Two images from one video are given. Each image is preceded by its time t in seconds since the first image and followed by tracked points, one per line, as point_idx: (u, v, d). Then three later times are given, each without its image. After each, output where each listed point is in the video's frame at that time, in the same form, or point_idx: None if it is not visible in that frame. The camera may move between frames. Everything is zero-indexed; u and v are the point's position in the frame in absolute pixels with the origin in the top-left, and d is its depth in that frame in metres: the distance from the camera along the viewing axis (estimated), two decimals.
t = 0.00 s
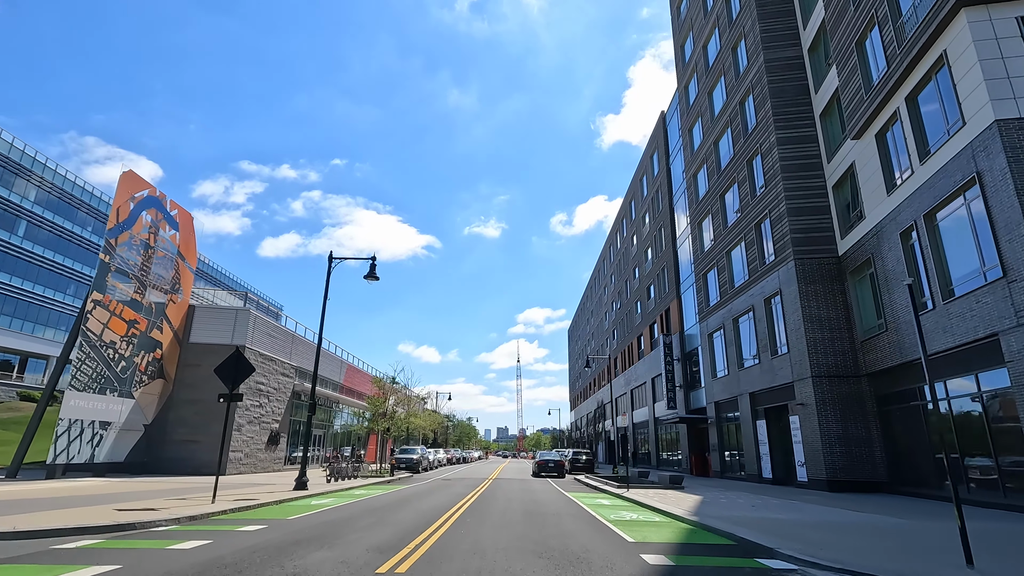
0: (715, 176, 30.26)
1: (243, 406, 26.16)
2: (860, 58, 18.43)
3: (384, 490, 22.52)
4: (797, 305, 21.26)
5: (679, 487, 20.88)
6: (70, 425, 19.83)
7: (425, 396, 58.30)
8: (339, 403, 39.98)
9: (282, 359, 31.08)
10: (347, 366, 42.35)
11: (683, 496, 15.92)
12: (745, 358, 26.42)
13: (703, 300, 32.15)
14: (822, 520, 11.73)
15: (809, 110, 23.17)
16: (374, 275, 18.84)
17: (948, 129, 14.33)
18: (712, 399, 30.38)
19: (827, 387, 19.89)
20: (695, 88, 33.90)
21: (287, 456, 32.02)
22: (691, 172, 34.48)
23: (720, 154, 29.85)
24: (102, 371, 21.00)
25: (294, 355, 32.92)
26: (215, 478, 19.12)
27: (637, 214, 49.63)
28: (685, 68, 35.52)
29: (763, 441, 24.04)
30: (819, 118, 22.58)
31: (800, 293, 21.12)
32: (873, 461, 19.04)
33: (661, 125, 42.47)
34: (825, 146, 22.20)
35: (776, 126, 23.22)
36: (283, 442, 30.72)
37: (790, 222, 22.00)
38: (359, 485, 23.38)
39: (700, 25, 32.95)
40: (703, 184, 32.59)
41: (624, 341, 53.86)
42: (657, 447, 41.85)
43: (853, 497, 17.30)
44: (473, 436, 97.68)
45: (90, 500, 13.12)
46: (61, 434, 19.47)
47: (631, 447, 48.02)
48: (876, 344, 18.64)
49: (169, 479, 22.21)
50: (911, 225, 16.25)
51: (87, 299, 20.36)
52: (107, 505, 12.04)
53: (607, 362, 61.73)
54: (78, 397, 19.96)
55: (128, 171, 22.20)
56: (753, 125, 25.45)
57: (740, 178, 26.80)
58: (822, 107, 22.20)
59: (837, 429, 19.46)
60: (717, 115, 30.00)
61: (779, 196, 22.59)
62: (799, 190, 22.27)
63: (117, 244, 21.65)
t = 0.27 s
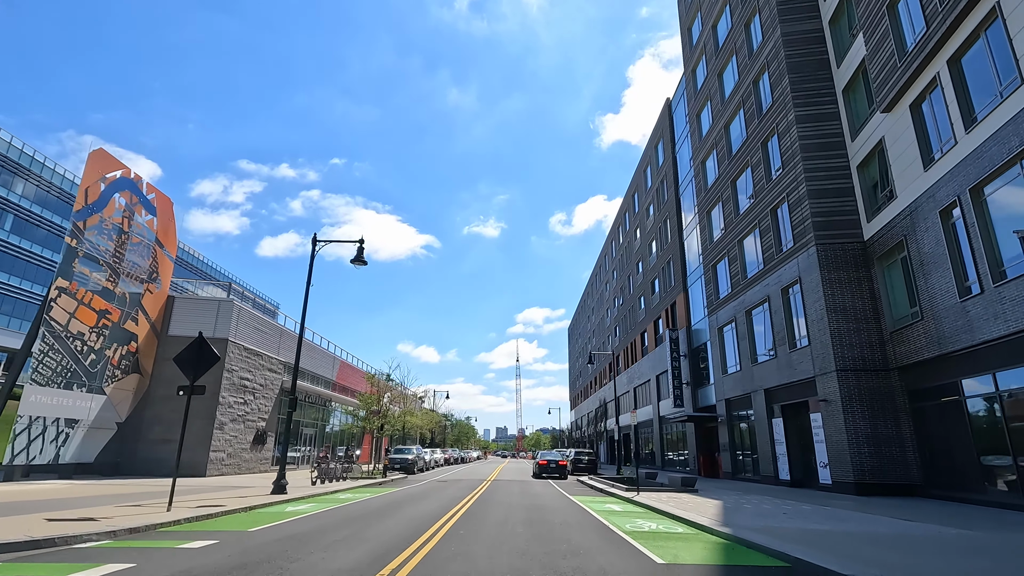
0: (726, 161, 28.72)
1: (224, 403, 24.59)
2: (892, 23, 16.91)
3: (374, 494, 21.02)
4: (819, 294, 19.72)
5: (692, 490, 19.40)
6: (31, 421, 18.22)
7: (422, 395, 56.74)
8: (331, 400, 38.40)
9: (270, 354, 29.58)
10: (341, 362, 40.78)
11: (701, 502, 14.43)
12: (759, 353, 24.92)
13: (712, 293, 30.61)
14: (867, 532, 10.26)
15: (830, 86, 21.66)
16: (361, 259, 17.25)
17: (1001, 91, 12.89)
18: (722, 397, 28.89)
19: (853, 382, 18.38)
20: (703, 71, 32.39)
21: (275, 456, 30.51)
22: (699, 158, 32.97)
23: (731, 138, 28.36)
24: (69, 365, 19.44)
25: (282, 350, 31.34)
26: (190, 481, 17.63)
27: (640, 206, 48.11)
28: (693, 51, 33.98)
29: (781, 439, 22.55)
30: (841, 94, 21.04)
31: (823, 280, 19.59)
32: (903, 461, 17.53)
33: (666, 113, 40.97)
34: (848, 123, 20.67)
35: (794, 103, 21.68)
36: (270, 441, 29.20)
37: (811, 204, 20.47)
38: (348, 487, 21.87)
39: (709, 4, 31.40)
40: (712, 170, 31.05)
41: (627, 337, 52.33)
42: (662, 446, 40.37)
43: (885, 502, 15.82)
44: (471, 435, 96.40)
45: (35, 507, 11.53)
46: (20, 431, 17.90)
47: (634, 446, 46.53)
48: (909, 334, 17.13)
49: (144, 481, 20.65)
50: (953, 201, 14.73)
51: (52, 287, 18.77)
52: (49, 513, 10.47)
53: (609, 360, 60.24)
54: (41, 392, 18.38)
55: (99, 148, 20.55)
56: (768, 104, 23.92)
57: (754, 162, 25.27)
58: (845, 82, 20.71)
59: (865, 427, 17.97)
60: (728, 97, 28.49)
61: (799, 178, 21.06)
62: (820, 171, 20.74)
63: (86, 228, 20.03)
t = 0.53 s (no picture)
0: (738, 144, 27.18)
1: (204, 399, 23.04)
2: None
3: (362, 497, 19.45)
4: (845, 280, 18.18)
5: (708, 493, 17.85)
6: None
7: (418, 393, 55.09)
8: (323, 397, 36.78)
9: (255, 348, 27.99)
10: (333, 358, 39.14)
11: (723, 507, 12.88)
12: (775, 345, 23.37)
13: (722, 284, 29.09)
14: (932, 547, 8.71)
15: (854, 58, 20.13)
16: (347, 240, 15.62)
17: None
18: (733, 393, 27.34)
19: (884, 375, 16.85)
20: (713, 51, 30.82)
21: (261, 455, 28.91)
22: (708, 144, 31.41)
23: (744, 119, 26.83)
24: (29, 356, 17.86)
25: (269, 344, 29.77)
26: (159, 484, 16.08)
27: (644, 198, 46.56)
28: (701, 31, 32.42)
29: (801, 438, 21.04)
30: (867, 65, 19.49)
31: (849, 265, 18.05)
32: (941, 461, 16.01)
33: (672, 99, 39.40)
34: (875, 96, 19.15)
35: (816, 76, 20.13)
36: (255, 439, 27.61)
37: (835, 184, 18.93)
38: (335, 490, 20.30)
39: None
40: (722, 155, 29.51)
41: (629, 334, 50.76)
42: (667, 446, 38.83)
43: (926, 507, 14.28)
44: (468, 435, 94.74)
45: None
46: None
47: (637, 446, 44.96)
48: (948, 322, 15.60)
49: (112, 484, 19.06)
50: (1005, 171, 13.21)
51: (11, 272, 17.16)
52: None
53: (610, 357, 58.68)
54: None
55: (61, 121, 18.58)
56: (786, 80, 22.40)
57: (770, 142, 23.72)
58: (872, 51, 19.17)
59: (897, 424, 16.45)
60: (741, 77, 26.94)
61: (822, 156, 19.53)
62: (845, 148, 19.20)
63: (49, 209, 18.38)
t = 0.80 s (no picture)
0: (752, 124, 25.59)
1: (181, 392, 21.47)
2: None
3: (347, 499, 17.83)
4: (877, 263, 16.61)
5: (726, 496, 16.18)
6: None
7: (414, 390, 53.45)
8: (314, 393, 35.05)
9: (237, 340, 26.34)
10: (324, 352, 37.50)
11: (752, 515, 11.29)
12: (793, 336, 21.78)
13: (733, 274, 27.50)
14: None
15: (884, 24, 18.55)
16: (327, 214, 13.96)
17: None
18: (746, 388, 25.69)
19: (922, 367, 15.28)
20: (725, 28, 29.21)
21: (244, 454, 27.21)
22: (718, 126, 29.81)
23: (759, 98, 25.25)
24: None
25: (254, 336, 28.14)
26: (119, 486, 14.49)
27: (648, 188, 44.96)
28: (711, 9, 30.81)
29: (823, 435, 19.50)
30: (899, 30, 17.92)
31: (881, 246, 16.49)
32: (986, 460, 14.48)
33: (679, 84, 37.80)
34: (908, 64, 17.58)
35: (843, 44, 18.55)
36: (237, 436, 25.94)
37: (864, 159, 17.36)
38: (317, 491, 18.67)
39: None
40: (734, 138, 27.94)
41: (633, 329, 49.17)
42: (673, 445, 37.28)
43: (978, 512, 12.65)
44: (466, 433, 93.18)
45: None
46: None
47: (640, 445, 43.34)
48: (996, 307, 14.04)
49: (74, 484, 17.44)
50: None
51: None
52: None
53: (612, 354, 57.11)
54: None
55: (18, 87, 17.09)
56: (807, 51, 20.83)
57: (789, 119, 22.13)
58: (905, 15, 17.59)
59: (938, 420, 14.88)
60: (755, 52, 25.35)
61: (849, 129, 17.96)
62: (875, 120, 17.62)
63: (8, 183, 16.82)
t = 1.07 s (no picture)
0: (768, 101, 23.97)
1: (154, 385, 19.87)
2: None
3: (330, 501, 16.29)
4: (916, 242, 15.02)
5: (747, 499, 14.65)
6: None
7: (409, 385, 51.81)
8: (304, 388, 33.37)
9: (219, 330, 24.70)
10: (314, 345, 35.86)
11: (788, 524, 9.74)
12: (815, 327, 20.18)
13: (746, 262, 25.91)
14: None
15: None
16: (303, 180, 12.38)
17: None
18: (760, 383, 24.14)
19: (971, 356, 13.71)
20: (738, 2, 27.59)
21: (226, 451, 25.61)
22: (730, 107, 28.20)
23: (776, 73, 23.64)
24: None
25: (237, 326, 26.49)
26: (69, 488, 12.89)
27: (653, 177, 43.34)
28: None
29: (849, 433, 17.94)
30: None
31: (921, 224, 14.90)
32: None
33: (686, 66, 36.18)
34: (949, 26, 15.98)
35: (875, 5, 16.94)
36: (217, 432, 24.35)
37: (900, 128, 15.75)
38: (298, 491, 17.10)
39: None
40: (748, 118, 26.33)
41: (636, 323, 47.58)
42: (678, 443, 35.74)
43: None
44: (464, 430, 91.64)
45: None
46: None
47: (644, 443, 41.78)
48: None
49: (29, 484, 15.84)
50: None
51: None
52: None
53: (614, 349, 55.54)
54: None
55: None
56: (832, 17, 19.22)
57: (811, 92, 20.52)
58: None
59: (989, 417, 13.32)
60: (773, 24, 23.73)
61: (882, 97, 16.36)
62: (912, 87, 16.02)
63: None
